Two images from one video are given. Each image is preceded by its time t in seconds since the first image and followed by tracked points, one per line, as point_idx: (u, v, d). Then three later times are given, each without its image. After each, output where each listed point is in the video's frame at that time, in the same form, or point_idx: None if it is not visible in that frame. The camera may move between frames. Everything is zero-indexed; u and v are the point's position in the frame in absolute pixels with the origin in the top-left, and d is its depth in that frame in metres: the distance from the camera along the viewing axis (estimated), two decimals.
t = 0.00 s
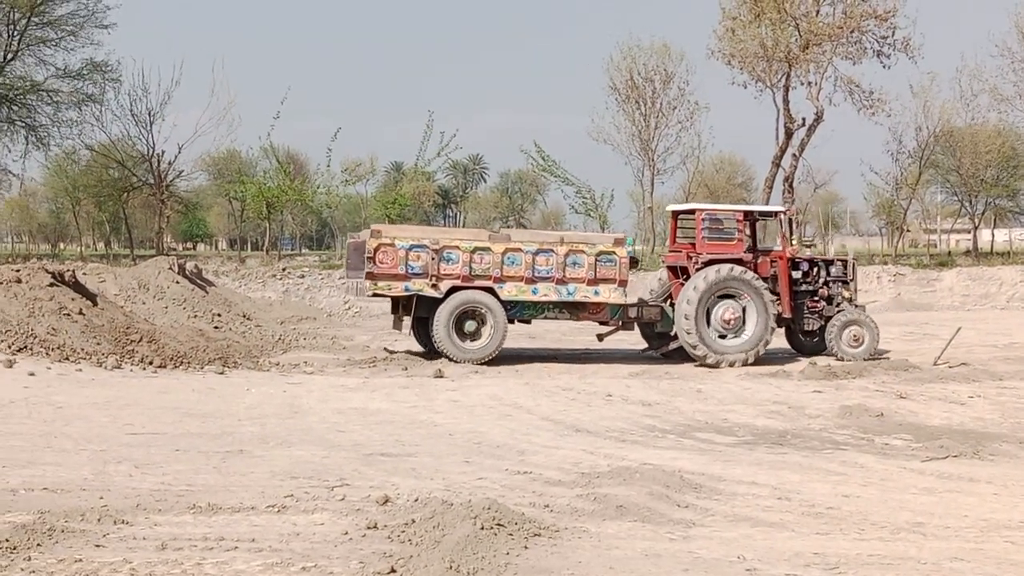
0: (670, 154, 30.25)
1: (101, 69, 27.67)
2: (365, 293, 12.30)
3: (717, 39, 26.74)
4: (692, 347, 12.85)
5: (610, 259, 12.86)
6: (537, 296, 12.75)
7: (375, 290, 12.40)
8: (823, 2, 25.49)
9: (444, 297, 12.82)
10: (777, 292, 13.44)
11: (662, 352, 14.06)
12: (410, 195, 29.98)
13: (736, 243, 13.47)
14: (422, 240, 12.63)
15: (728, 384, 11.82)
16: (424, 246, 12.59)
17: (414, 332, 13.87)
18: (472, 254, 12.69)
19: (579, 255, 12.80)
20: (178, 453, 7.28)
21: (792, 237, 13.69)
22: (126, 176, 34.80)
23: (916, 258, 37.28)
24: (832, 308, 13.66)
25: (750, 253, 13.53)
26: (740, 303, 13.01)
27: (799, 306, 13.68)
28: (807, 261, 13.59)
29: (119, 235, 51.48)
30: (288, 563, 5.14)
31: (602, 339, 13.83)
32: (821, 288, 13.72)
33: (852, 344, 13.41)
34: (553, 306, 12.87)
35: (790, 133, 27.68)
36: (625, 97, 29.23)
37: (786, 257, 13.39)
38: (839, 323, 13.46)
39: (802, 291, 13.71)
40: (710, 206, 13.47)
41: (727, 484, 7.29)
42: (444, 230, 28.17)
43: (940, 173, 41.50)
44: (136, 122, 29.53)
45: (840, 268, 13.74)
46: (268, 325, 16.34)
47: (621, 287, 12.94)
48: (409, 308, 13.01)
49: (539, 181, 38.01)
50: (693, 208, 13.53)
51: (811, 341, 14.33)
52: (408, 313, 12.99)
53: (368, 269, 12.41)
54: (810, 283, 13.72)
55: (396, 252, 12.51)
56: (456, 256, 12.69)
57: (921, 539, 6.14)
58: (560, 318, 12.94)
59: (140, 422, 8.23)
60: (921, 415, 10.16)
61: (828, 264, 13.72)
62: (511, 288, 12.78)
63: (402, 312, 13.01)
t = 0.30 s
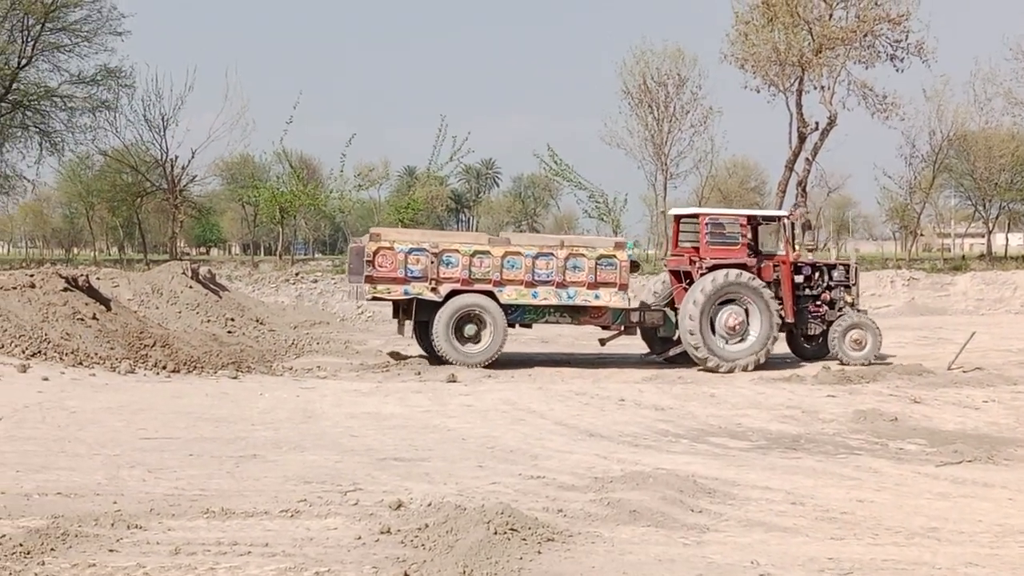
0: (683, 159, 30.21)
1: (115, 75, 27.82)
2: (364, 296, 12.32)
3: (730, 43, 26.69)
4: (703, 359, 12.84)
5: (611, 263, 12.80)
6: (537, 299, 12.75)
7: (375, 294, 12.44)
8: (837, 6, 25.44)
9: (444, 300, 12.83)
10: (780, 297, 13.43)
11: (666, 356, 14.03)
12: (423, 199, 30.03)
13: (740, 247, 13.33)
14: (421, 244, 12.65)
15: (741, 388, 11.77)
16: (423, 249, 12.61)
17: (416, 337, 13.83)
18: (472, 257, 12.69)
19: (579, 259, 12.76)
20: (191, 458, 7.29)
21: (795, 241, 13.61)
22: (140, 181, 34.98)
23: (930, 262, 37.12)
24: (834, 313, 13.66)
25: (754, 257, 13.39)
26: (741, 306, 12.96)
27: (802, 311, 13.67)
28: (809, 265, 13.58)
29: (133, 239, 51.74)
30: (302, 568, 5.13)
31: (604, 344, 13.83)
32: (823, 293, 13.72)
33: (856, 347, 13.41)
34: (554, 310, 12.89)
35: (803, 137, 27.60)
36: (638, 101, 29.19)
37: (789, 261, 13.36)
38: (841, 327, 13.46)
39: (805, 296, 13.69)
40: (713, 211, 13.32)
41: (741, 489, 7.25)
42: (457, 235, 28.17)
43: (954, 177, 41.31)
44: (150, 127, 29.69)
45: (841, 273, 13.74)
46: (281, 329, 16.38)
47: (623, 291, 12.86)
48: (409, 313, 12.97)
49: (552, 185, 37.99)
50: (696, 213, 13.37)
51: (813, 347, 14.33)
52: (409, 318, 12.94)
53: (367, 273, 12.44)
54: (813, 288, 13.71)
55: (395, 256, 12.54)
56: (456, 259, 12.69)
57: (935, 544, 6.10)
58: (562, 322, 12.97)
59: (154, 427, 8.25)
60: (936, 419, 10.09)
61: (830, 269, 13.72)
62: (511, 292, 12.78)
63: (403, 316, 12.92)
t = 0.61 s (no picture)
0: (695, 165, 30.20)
1: (128, 81, 27.97)
2: (364, 302, 12.27)
3: (742, 48, 26.66)
4: (715, 371, 12.79)
5: (612, 269, 12.86)
6: (538, 306, 12.73)
7: (374, 300, 12.38)
8: (849, 11, 25.42)
9: (444, 306, 12.80)
10: (782, 303, 13.37)
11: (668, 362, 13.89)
12: (435, 205, 30.08)
13: (743, 253, 13.36)
14: (421, 250, 12.61)
15: (754, 394, 11.72)
16: (423, 255, 12.57)
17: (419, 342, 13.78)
18: (472, 264, 12.66)
19: (580, 265, 12.78)
20: (204, 463, 7.30)
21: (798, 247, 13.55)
22: (152, 187, 35.15)
23: (943, 267, 36.96)
24: (836, 319, 13.61)
25: (756, 263, 13.40)
26: (740, 310, 12.91)
27: (804, 316, 13.60)
28: (811, 271, 13.48)
29: (145, 245, 51.95)
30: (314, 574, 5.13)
31: (605, 349, 13.76)
32: (825, 298, 13.63)
33: (859, 354, 13.39)
34: (554, 316, 12.87)
35: (815, 143, 27.55)
36: (649, 107, 29.18)
37: (792, 267, 13.29)
38: (844, 334, 13.43)
39: (807, 301, 13.61)
40: (716, 217, 13.36)
41: (754, 495, 7.21)
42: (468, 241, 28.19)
43: (967, 183, 41.13)
44: (162, 134, 29.83)
45: (844, 278, 13.66)
46: (293, 335, 16.41)
47: (624, 297, 12.91)
48: (409, 319, 12.92)
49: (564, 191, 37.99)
50: (699, 219, 13.42)
51: (814, 352, 14.22)
52: (410, 323, 12.92)
53: (367, 279, 12.38)
54: (815, 293, 13.62)
55: (395, 262, 12.49)
56: (456, 265, 12.66)
57: (950, 551, 6.05)
58: (563, 328, 12.92)
59: (167, 433, 8.27)
60: (949, 425, 10.02)
61: (832, 274, 13.62)
62: (511, 298, 12.74)
63: (404, 322, 12.93)
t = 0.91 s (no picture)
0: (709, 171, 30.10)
1: (143, 89, 28.16)
2: (366, 311, 12.29)
3: (756, 55, 26.62)
4: (729, 382, 12.78)
5: (615, 276, 12.81)
6: (541, 313, 12.72)
7: (376, 307, 12.40)
8: (864, 17, 25.34)
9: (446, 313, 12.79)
10: (788, 310, 13.36)
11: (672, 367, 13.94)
12: (449, 212, 30.11)
13: (749, 259, 13.32)
14: (422, 257, 12.58)
15: (768, 401, 11.66)
16: (425, 263, 12.54)
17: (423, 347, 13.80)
18: (474, 271, 12.64)
19: (583, 272, 12.74)
20: (219, 470, 7.32)
21: (804, 254, 13.53)
22: (167, 194, 35.33)
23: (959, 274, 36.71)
24: (842, 326, 13.61)
25: (762, 269, 13.36)
26: (741, 317, 12.88)
27: (810, 324, 13.60)
28: (817, 279, 13.50)
29: (161, 252, 52.22)
30: None
31: (610, 355, 13.88)
32: (830, 306, 13.67)
33: (865, 362, 13.29)
34: (558, 323, 12.85)
35: (831, 149, 27.43)
36: (663, 113, 29.14)
37: (797, 274, 13.30)
38: (852, 341, 13.32)
39: (812, 309, 13.63)
40: (723, 223, 13.28)
41: (769, 502, 7.17)
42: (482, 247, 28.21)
43: (982, 190, 40.87)
44: (177, 141, 29.98)
45: (849, 286, 13.71)
46: (308, 342, 16.45)
47: (626, 305, 12.88)
48: (411, 326, 12.95)
49: (578, 198, 37.98)
50: (707, 225, 13.27)
51: (819, 359, 14.18)
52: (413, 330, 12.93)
53: (369, 287, 12.37)
54: (820, 301, 13.65)
55: (397, 269, 12.48)
56: (458, 273, 12.63)
57: (966, 558, 5.99)
58: (566, 335, 12.93)
59: (182, 439, 8.29)
60: (965, 433, 9.94)
61: (838, 282, 13.68)
62: (514, 305, 12.72)
63: (407, 329, 12.96)
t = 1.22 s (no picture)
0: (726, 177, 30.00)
1: (160, 95, 28.35)
2: (370, 314, 12.33)
3: (773, 60, 26.55)
4: (745, 389, 12.74)
5: (620, 280, 12.80)
6: (546, 317, 12.70)
7: (380, 311, 12.41)
8: (880, 22, 25.26)
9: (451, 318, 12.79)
10: (795, 316, 13.22)
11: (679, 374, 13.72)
12: (465, 218, 30.14)
13: (757, 265, 13.26)
14: (427, 262, 12.63)
15: (786, 407, 11.59)
16: (429, 267, 12.59)
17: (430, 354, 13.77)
18: (478, 275, 12.66)
19: (588, 276, 12.73)
20: (236, 475, 7.34)
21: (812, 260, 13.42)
22: (184, 200, 35.52)
23: (977, 280, 36.46)
24: (850, 333, 13.45)
25: (770, 275, 13.29)
26: (744, 321, 12.81)
27: (817, 330, 13.45)
28: (825, 284, 13.33)
29: (177, 258, 52.49)
30: None
31: (616, 360, 13.86)
32: (838, 312, 13.51)
33: (875, 369, 13.19)
34: (563, 327, 12.83)
35: (848, 154, 27.29)
36: (679, 119, 29.08)
37: (806, 279, 13.19)
38: (861, 348, 13.20)
39: (820, 314, 13.46)
40: (730, 228, 13.30)
41: (786, 509, 7.12)
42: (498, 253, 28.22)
43: (1001, 195, 40.57)
44: (194, 147, 30.13)
45: (858, 292, 13.51)
46: (324, 347, 16.48)
47: (632, 309, 12.83)
48: (417, 331, 12.95)
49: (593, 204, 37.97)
50: (713, 230, 13.37)
51: (826, 365, 13.97)
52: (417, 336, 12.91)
53: (373, 290, 12.43)
54: (829, 307, 13.47)
55: (401, 273, 12.53)
56: (462, 277, 12.66)
57: (986, 565, 5.93)
58: (572, 340, 12.89)
59: (199, 444, 8.31)
60: (984, 439, 9.84)
61: (846, 288, 13.49)
62: (518, 309, 12.73)
63: (412, 334, 12.96)
